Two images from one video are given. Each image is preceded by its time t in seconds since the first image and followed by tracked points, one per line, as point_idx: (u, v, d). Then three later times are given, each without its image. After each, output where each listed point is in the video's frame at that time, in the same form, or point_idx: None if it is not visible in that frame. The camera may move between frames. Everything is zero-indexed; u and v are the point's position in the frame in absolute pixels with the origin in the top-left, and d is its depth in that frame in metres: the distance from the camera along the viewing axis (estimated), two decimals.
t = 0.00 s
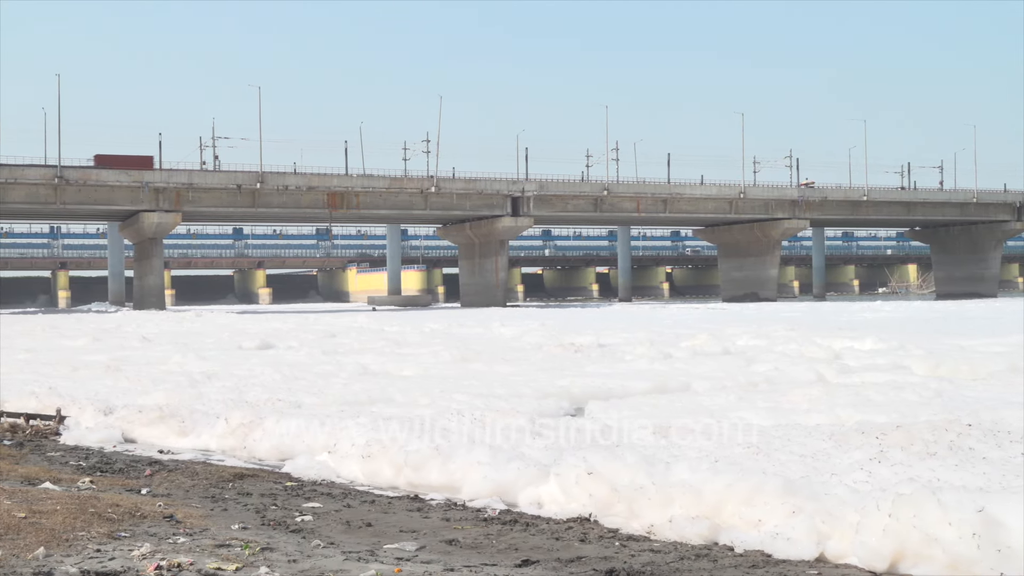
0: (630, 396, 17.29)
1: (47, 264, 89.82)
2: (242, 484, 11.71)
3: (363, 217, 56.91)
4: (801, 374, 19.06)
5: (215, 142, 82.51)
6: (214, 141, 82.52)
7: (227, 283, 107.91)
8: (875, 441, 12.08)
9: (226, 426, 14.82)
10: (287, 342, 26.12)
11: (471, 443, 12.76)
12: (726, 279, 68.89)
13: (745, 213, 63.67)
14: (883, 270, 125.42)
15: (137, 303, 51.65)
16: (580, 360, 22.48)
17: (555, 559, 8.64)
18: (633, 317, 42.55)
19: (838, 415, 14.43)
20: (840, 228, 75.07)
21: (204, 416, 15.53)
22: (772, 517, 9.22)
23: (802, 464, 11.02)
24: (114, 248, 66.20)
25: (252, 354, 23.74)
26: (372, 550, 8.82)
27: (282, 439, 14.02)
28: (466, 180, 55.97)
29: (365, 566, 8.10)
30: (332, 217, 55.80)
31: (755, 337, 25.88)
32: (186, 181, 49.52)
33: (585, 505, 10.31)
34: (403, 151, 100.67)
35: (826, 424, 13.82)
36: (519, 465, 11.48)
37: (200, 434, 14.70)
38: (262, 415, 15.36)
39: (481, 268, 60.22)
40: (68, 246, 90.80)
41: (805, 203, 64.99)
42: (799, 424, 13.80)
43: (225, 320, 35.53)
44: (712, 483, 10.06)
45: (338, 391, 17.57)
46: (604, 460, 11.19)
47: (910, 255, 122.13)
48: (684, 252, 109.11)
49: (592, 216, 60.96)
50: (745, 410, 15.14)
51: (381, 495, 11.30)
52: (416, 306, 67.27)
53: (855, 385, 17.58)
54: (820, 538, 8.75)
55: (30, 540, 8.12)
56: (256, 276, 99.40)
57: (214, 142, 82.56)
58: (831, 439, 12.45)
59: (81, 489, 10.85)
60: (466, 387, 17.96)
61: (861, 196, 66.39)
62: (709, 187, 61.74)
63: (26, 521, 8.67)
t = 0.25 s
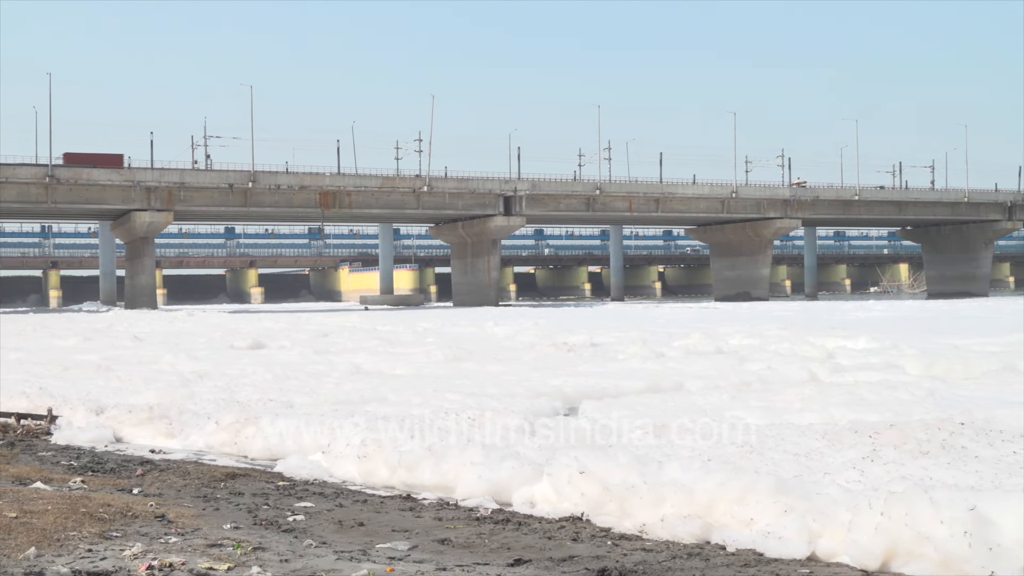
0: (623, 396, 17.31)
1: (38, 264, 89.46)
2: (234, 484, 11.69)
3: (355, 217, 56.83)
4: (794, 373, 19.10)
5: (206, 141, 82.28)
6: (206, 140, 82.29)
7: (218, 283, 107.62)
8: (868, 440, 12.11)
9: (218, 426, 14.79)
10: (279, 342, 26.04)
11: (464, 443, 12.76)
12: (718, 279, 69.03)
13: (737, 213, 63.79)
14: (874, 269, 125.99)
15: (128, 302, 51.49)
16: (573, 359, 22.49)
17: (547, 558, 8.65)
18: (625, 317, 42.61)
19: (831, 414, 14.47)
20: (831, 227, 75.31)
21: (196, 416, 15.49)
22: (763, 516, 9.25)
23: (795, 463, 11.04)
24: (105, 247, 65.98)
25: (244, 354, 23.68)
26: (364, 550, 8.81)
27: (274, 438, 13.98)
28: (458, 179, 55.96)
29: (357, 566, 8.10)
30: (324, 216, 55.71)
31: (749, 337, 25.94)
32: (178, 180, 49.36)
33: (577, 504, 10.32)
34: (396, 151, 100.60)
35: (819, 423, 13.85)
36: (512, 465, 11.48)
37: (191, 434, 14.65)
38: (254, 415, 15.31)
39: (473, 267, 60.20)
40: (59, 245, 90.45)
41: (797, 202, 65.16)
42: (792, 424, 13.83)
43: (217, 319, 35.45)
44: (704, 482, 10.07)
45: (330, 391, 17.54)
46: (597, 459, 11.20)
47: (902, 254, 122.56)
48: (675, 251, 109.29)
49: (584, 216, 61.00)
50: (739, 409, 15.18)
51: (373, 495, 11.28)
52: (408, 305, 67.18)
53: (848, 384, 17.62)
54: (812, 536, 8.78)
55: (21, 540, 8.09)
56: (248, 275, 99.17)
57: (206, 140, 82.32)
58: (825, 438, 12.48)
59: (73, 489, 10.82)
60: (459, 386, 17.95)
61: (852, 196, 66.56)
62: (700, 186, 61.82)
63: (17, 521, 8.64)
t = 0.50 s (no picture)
0: (617, 395, 17.34)
1: (30, 263, 89.13)
2: (227, 483, 11.67)
3: (348, 215, 56.77)
4: (787, 372, 19.15)
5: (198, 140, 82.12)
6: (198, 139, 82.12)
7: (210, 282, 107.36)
8: (862, 438, 12.14)
9: (211, 425, 14.75)
10: (272, 342, 25.96)
11: (457, 442, 12.76)
12: (711, 278, 69.18)
13: (729, 212, 63.91)
14: (866, 268, 126.49)
15: (120, 301, 51.38)
16: (565, 359, 22.52)
17: (539, 557, 8.66)
18: (619, 315, 42.63)
19: (824, 413, 14.53)
20: (824, 225, 75.52)
21: (188, 415, 15.44)
22: (756, 515, 9.27)
23: (788, 462, 11.08)
24: (97, 246, 65.79)
25: (236, 354, 23.63)
26: (356, 549, 8.79)
27: (267, 438, 13.95)
28: (451, 178, 55.95)
29: (349, 565, 8.09)
30: (317, 215, 55.64)
31: (743, 336, 26.03)
32: (170, 179, 49.20)
33: (570, 503, 10.32)
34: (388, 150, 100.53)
35: (811, 422, 13.90)
36: (506, 464, 11.48)
37: (184, 434, 14.62)
38: (248, 414, 15.28)
39: (466, 266, 60.16)
40: (50, 244, 90.09)
41: (789, 202, 65.29)
42: (785, 422, 13.87)
43: (209, 319, 35.35)
44: (696, 480, 10.10)
45: (323, 390, 17.51)
46: (589, 459, 11.21)
47: (894, 253, 122.96)
48: (668, 251, 109.47)
49: (576, 215, 61.06)
50: (732, 408, 15.24)
51: (365, 495, 11.27)
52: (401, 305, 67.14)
53: (842, 383, 17.67)
54: (802, 535, 8.82)
55: (11, 540, 8.07)
56: (240, 274, 98.93)
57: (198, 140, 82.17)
58: (818, 437, 12.52)
59: (65, 488, 10.80)
60: (452, 386, 17.95)
61: (845, 195, 66.74)
62: (693, 185, 61.92)
63: (7, 521, 8.61)
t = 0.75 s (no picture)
0: (610, 394, 17.37)
1: (21, 262, 88.74)
2: (219, 482, 11.65)
3: (340, 215, 56.68)
4: (780, 371, 19.21)
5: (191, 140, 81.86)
6: (190, 139, 81.87)
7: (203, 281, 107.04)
8: (854, 437, 12.19)
9: (203, 425, 14.70)
10: (264, 341, 25.89)
11: (451, 441, 12.76)
12: (703, 277, 69.28)
13: (721, 211, 63.99)
14: (858, 267, 126.93)
15: (112, 301, 51.20)
16: (558, 358, 22.54)
17: (532, 556, 8.67)
18: (613, 315, 42.68)
19: (816, 412, 14.58)
20: (816, 224, 75.67)
21: (181, 415, 15.40)
22: (748, 514, 9.29)
23: (782, 461, 11.10)
24: (89, 245, 65.51)
25: (229, 353, 23.57)
26: (348, 549, 8.78)
27: (260, 437, 13.91)
28: (444, 177, 55.91)
29: (342, 565, 8.07)
30: (309, 214, 55.53)
31: (736, 335, 26.10)
32: (162, 178, 48.98)
33: (563, 502, 10.34)
34: (380, 149, 100.38)
35: (804, 421, 13.96)
36: (499, 464, 11.49)
37: (176, 433, 14.57)
38: (240, 414, 15.24)
39: (458, 265, 60.14)
40: (42, 243, 89.71)
41: (781, 201, 65.39)
42: (778, 422, 13.91)
43: (201, 318, 35.23)
44: (689, 480, 10.12)
45: (316, 390, 17.47)
46: (582, 458, 11.22)
47: (886, 253, 123.32)
48: (660, 250, 109.64)
49: (569, 214, 61.07)
50: (726, 407, 15.28)
51: (358, 495, 11.26)
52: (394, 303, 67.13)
53: (835, 383, 17.72)
54: (795, 534, 8.84)
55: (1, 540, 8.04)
56: (232, 273, 98.66)
57: (190, 139, 81.91)
58: (811, 436, 12.57)
59: (56, 488, 10.76)
60: (445, 385, 17.94)
61: (837, 195, 66.88)
62: (686, 185, 61.99)
63: None
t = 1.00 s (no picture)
0: (603, 393, 17.39)
1: (12, 261, 88.37)
2: (211, 482, 11.63)
3: (333, 214, 56.58)
4: (772, 370, 19.27)
5: (182, 139, 81.59)
6: (182, 137, 81.59)
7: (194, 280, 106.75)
8: (847, 437, 12.24)
9: (196, 425, 14.66)
10: (256, 340, 25.83)
11: (445, 441, 12.76)
12: (696, 277, 69.42)
13: (713, 211, 64.10)
14: (850, 266, 127.37)
15: (103, 300, 51.06)
16: (550, 357, 22.54)
17: (524, 555, 8.67)
18: (606, 314, 42.72)
19: (809, 411, 14.63)
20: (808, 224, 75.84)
21: (174, 415, 15.35)
22: (741, 513, 9.32)
23: (774, 460, 11.15)
24: (81, 244, 65.30)
25: (220, 352, 23.50)
26: (341, 549, 8.77)
27: (252, 436, 13.87)
28: (436, 176, 55.90)
29: (334, 565, 8.07)
30: (302, 213, 55.43)
31: (730, 334, 26.15)
32: (153, 177, 48.76)
33: (555, 501, 10.36)
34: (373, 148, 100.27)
35: (798, 420, 14.02)
36: (493, 464, 11.50)
37: (169, 433, 14.53)
38: (232, 414, 15.20)
39: (451, 265, 60.12)
40: (33, 242, 89.37)
41: (773, 201, 65.51)
42: (772, 421, 13.96)
43: (193, 318, 35.12)
44: (682, 479, 10.14)
45: (309, 390, 17.44)
46: (574, 457, 11.24)
47: (878, 252, 123.70)
48: (652, 249, 109.79)
49: (561, 213, 61.10)
50: (719, 406, 15.30)
51: (351, 494, 11.25)
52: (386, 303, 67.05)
53: (828, 381, 17.80)
54: (787, 533, 8.86)
55: None
56: (224, 273, 98.39)
57: (181, 138, 81.63)
58: (804, 435, 12.60)
59: (47, 488, 10.72)
60: (438, 385, 17.94)
61: (828, 194, 67.03)
62: (678, 184, 62.07)
63: None
